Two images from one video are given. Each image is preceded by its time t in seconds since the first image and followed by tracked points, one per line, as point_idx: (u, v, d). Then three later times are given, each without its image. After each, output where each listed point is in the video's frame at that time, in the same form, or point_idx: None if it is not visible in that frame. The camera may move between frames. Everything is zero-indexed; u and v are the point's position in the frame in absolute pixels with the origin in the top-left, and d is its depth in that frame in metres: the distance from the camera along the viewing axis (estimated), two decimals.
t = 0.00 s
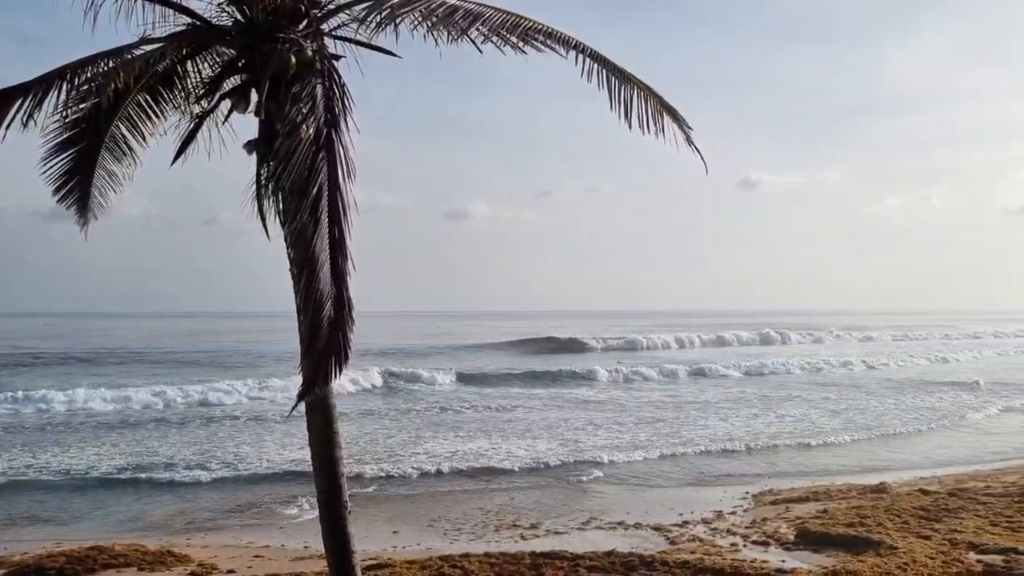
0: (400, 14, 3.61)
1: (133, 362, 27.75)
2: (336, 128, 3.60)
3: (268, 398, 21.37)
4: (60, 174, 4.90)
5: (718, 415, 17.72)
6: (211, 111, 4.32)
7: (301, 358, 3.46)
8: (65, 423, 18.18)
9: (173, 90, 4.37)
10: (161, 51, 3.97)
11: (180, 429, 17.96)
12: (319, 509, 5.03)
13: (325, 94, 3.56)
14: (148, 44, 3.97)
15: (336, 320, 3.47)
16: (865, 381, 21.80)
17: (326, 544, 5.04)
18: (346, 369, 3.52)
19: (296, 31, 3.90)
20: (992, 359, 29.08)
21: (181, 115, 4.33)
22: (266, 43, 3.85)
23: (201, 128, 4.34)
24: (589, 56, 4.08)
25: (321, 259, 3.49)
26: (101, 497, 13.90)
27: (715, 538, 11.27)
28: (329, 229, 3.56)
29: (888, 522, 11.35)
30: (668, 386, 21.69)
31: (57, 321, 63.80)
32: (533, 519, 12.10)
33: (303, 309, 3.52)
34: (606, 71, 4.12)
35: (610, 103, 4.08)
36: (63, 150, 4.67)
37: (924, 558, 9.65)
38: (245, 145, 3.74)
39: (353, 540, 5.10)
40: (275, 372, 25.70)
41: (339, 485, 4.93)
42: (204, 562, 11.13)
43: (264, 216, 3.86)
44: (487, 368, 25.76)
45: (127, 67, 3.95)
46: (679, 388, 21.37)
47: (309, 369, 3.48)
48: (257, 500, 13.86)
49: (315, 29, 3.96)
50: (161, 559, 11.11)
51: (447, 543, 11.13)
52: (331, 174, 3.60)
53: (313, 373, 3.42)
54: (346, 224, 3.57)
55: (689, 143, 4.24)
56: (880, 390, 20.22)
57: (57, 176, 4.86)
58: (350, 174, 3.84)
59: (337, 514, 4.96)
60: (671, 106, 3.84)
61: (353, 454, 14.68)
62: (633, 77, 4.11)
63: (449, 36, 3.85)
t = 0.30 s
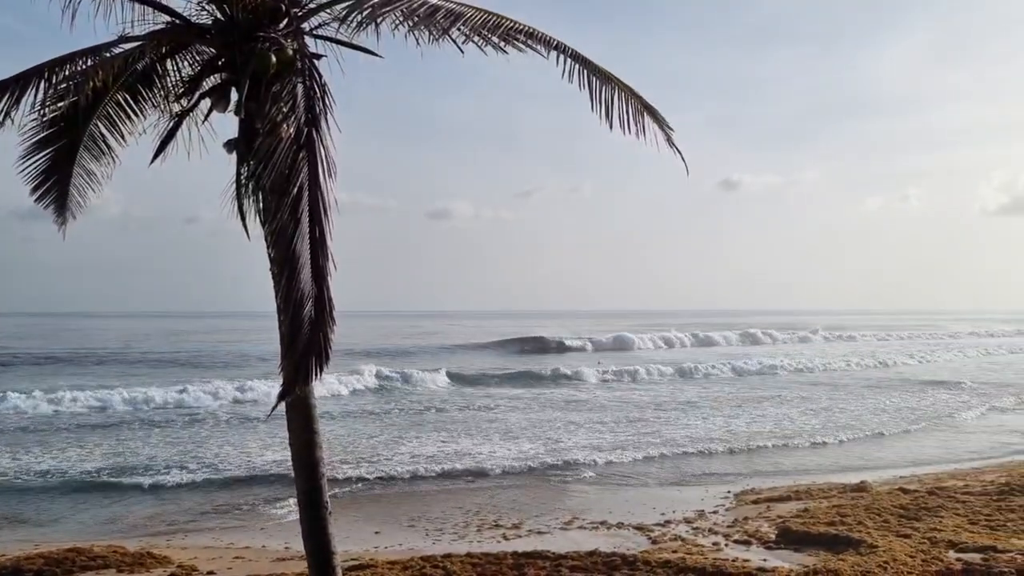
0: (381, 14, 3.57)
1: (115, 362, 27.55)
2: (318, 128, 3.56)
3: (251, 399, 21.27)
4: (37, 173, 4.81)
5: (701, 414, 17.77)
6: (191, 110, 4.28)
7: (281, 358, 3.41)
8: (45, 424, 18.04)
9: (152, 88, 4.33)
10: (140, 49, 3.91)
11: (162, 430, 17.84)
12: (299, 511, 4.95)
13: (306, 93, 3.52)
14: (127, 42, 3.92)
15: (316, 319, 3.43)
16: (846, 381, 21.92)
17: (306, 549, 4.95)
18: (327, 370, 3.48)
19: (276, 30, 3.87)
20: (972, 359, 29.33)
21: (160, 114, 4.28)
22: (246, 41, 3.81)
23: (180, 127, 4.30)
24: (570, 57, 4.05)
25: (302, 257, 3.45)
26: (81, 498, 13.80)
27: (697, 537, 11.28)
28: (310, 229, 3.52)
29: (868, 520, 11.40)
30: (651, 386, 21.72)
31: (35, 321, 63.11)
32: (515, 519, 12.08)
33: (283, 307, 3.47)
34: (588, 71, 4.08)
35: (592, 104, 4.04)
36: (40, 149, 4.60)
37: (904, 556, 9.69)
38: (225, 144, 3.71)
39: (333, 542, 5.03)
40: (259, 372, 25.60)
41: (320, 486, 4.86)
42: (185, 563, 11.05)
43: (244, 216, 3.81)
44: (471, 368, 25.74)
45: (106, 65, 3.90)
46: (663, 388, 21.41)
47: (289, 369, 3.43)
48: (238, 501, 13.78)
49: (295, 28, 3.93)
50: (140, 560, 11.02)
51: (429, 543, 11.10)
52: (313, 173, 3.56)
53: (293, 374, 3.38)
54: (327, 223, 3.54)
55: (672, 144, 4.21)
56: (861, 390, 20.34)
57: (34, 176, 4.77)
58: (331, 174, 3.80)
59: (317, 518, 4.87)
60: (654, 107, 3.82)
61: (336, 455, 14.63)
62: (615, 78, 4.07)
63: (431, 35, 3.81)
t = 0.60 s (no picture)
0: (368, 12, 3.52)
1: (105, 363, 27.46)
2: (304, 127, 3.54)
3: (240, 399, 21.22)
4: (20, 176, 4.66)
5: (689, 414, 17.78)
6: (177, 110, 4.20)
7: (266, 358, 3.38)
8: (32, 425, 17.95)
9: (138, 88, 4.27)
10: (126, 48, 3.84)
11: (151, 431, 17.78)
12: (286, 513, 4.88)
13: (292, 92, 3.48)
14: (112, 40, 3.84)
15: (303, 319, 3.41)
16: (835, 381, 21.98)
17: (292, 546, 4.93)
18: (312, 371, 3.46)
19: (262, 29, 3.81)
20: (960, 359, 29.47)
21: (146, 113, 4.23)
22: (232, 40, 3.75)
23: (165, 126, 4.24)
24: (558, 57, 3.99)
25: (287, 258, 3.43)
26: (67, 499, 13.72)
27: (684, 536, 11.28)
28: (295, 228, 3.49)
29: (855, 519, 11.42)
30: (641, 386, 21.74)
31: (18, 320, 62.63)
32: (503, 519, 12.07)
33: (268, 308, 3.44)
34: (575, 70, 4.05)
35: (578, 104, 4.01)
36: (24, 148, 4.52)
37: (889, 555, 9.71)
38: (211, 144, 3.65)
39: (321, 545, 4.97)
40: (249, 372, 25.56)
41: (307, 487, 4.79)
42: (171, 564, 11.00)
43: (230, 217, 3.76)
44: (461, 368, 25.74)
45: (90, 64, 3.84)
46: (652, 388, 21.43)
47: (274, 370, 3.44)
48: (226, 501, 13.74)
49: (282, 28, 3.87)
50: (126, 561, 10.97)
51: (417, 543, 11.07)
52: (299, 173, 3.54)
53: (279, 375, 3.39)
54: (313, 224, 3.51)
55: (659, 144, 4.18)
56: (850, 390, 20.39)
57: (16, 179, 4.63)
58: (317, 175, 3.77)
59: (303, 517, 4.84)
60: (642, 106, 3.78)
61: (325, 455, 14.60)
62: (602, 78, 4.03)
63: (417, 34, 3.77)
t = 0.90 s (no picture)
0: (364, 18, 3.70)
1: (99, 361, 27.56)
2: (300, 131, 3.72)
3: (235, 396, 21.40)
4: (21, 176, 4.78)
5: (680, 412, 18.04)
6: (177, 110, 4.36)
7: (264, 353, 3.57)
8: (27, 424, 18.07)
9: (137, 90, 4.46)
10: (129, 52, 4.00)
11: (145, 429, 17.94)
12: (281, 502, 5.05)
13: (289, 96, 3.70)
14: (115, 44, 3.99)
15: (299, 316, 3.60)
16: (824, 380, 22.28)
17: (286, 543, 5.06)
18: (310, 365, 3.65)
19: (258, 33, 4.07)
20: (948, 358, 29.85)
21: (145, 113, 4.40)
22: (229, 43, 4.01)
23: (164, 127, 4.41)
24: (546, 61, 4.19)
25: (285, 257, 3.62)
26: (64, 496, 13.89)
27: (673, 531, 11.53)
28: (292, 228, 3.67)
29: (840, 515, 11.68)
30: (633, 385, 21.99)
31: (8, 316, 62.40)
32: (496, 515, 12.29)
33: (266, 305, 3.63)
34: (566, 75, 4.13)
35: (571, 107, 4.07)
36: (26, 149, 4.65)
37: (874, 550, 9.97)
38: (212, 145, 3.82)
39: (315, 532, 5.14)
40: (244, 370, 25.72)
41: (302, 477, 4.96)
42: (169, 559, 11.19)
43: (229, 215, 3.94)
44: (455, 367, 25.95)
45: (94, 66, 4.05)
46: (643, 386, 21.69)
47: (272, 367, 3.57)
48: (222, 498, 13.93)
49: (277, 31, 4.11)
50: (125, 557, 11.16)
51: (412, 539, 11.28)
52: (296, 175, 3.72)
53: (277, 373, 3.51)
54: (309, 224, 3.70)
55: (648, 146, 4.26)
56: (838, 388, 20.69)
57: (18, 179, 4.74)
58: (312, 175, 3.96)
59: (298, 506, 5.00)
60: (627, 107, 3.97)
61: (319, 453, 14.80)
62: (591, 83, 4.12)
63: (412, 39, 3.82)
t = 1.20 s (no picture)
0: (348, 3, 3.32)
1: (85, 364, 27.08)
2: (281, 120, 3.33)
3: (222, 400, 20.94)
4: None
5: (674, 416, 17.62)
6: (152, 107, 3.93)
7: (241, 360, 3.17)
8: (6, 429, 17.58)
9: (111, 83, 4.04)
10: (100, 42, 3.58)
11: (128, 435, 17.45)
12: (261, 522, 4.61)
13: (272, 87, 3.31)
14: (85, 35, 3.57)
15: (281, 320, 3.21)
16: (821, 382, 21.88)
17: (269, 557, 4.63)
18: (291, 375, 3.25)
19: (239, 23, 3.64)
20: (943, 359, 29.52)
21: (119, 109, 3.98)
22: (208, 34, 3.57)
23: (139, 125, 4.00)
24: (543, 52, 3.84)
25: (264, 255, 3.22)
26: (40, 503, 13.39)
27: (670, 539, 11.10)
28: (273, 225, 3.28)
29: (841, 520, 11.26)
30: (627, 387, 21.56)
31: None
32: (487, 522, 11.85)
33: (243, 308, 3.23)
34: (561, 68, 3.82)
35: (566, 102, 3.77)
36: None
37: (877, 557, 9.54)
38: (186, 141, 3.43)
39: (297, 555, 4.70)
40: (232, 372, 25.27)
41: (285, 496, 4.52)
42: (145, 569, 10.71)
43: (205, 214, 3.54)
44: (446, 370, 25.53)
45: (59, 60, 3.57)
46: (637, 389, 21.27)
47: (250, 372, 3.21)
48: (205, 505, 13.47)
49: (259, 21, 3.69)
50: (100, 565, 10.68)
51: (398, 547, 10.82)
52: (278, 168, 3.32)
53: (255, 378, 3.17)
54: (292, 220, 3.30)
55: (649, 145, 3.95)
56: (836, 391, 20.28)
57: None
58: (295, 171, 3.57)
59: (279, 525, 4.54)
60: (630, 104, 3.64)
61: (305, 459, 14.36)
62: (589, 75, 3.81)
63: (397, 30, 3.53)
